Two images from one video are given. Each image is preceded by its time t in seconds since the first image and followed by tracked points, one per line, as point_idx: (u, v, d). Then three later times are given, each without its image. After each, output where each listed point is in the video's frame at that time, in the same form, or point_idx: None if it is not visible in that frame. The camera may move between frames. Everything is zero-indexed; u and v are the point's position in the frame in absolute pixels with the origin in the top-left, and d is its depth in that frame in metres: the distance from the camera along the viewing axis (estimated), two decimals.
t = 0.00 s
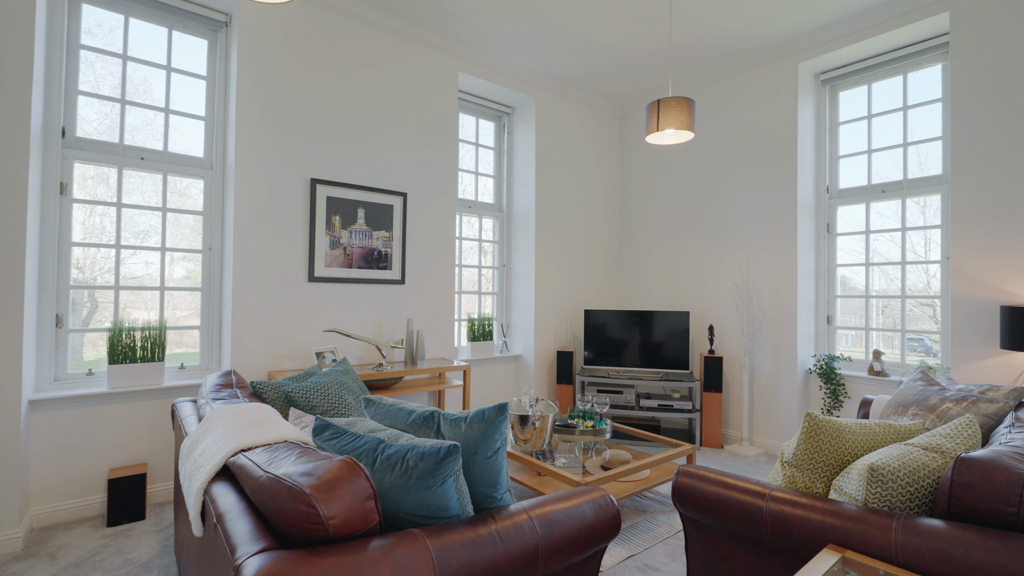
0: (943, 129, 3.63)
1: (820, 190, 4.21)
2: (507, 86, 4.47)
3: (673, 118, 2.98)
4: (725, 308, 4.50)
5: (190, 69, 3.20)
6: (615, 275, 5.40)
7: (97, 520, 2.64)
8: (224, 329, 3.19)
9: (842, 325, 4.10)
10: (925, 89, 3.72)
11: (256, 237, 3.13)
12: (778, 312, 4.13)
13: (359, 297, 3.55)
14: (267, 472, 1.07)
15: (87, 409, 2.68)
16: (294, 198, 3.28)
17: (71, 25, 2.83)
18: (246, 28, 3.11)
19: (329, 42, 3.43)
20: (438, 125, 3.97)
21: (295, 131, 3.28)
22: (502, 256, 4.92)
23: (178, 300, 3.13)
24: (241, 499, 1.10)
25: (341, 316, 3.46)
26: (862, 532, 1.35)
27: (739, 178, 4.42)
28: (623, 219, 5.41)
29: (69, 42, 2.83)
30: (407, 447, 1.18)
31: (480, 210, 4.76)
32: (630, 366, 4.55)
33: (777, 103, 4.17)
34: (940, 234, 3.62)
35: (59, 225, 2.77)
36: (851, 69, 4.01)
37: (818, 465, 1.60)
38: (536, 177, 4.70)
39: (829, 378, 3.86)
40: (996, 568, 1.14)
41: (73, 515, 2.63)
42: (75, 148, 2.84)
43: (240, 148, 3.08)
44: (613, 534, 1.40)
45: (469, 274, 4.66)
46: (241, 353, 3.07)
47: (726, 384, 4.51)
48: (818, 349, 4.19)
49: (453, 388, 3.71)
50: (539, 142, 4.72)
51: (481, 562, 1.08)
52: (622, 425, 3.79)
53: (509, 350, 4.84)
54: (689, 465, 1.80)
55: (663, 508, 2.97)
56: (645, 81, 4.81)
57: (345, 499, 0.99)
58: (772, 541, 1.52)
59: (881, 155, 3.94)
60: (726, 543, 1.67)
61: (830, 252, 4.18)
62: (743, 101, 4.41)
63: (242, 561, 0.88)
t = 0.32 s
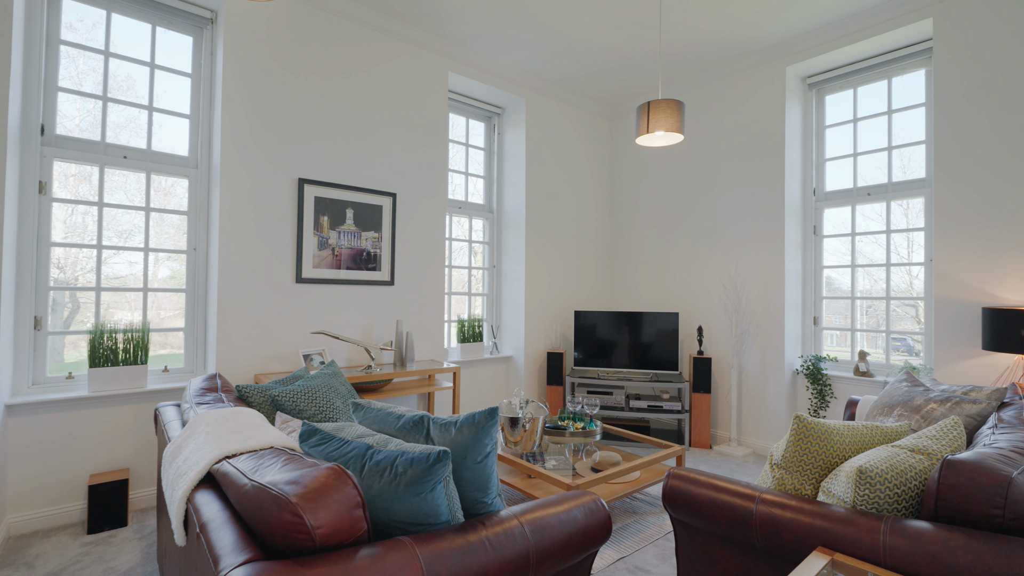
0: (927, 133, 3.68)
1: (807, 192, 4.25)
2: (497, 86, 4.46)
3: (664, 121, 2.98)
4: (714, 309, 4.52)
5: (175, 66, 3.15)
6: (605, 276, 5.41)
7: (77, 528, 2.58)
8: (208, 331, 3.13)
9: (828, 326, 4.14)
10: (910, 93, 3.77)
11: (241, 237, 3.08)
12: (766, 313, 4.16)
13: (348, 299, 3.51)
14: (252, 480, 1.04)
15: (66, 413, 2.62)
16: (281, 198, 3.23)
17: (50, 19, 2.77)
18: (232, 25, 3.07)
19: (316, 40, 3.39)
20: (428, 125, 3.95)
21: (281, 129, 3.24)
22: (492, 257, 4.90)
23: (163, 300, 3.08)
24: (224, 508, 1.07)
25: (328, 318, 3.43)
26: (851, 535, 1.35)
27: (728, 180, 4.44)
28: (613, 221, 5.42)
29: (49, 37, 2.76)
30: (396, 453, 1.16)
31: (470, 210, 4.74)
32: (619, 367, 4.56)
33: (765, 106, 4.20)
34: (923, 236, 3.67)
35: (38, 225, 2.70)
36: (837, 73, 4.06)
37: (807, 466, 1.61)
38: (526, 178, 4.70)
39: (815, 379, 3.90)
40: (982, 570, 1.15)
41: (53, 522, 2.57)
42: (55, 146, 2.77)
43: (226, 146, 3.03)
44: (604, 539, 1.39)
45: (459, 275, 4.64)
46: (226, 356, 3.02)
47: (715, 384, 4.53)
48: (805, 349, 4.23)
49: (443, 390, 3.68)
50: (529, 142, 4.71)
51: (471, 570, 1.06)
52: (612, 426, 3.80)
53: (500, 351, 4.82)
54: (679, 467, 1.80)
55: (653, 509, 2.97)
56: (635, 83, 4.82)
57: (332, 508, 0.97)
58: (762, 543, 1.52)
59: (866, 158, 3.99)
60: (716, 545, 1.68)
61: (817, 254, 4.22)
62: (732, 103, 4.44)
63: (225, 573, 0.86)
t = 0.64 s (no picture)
0: (911, 137, 3.73)
1: (795, 194, 4.29)
2: (487, 87, 4.44)
3: (654, 122, 2.99)
4: (703, 310, 4.55)
5: (159, 63, 3.09)
6: (595, 276, 5.42)
7: (57, 535, 2.52)
8: (194, 334, 3.08)
9: (815, 327, 4.18)
10: (895, 97, 3.82)
11: (227, 237, 3.03)
12: (754, 314, 4.19)
13: (336, 300, 3.48)
14: (238, 488, 1.02)
15: (46, 418, 2.56)
16: (268, 198, 3.19)
17: (29, 14, 2.71)
18: (218, 22, 3.02)
19: (304, 38, 3.35)
20: (418, 125, 3.92)
21: (269, 128, 3.19)
22: (482, 258, 4.89)
23: (148, 300, 3.03)
24: (209, 517, 1.05)
25: (317, 319, 3.39)
26: (840, 537, 1.36)
27: (717, 182, 4.47)
28: (604, 221, 5.43)
29: (28, 32, 2.70)
30: (386, 459, 1.14)
31: (460, 211, 4.71)
32: (609, 368, 4.57)
33: (754, 108, 4.23)
34: (907, 239, 3.72)
35: (16, 225, 2.64)
36: (824, 77, 4.10)
37: (796, 468, 1.62)
38: (517, 179, 4.69)
39: (803, 380, 3.93)
40: (969, 571, 1.16)
41: (32, 529, 2.52)
42: (34, 144, 2.71)
43: (211, 145, 2.98)
44: (595, 543, 1.38)
45: (450, 275, 4.61)
46: (211, 358, 2.97)
47: (704, 385, 4.55)
48: (792, 350, 4.26)
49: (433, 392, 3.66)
50: (520, 143, 4.71)
51: None
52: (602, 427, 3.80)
53: (490, 352, 4.81)
54: (670, 470, 1.80)
55: (643, 510, 2.98)
56: (625, 85, 4.83)
57: (319, 517, 0.95)
58: (752, 546, 1.53)
59: (853, 161, 4.04)
60: (707, 548, 1.68)
61: (804, 256, 4.25)
62: (721, 106, 4.46)
63: None
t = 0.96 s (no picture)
0: (897, 140, 3.78)
1: (784, 196, 4.32)
2: (478, 87, 4.43)
3: (645, 124, 2.99)
4: (693, 311, 4.57)
5: (144, 60, 3.04)
6: (586, 277, 5.43)
7: (38, 542, 2.47)
8: (179, 335, 3.03)
9: (803, 327, 4.21)
10: (882, 101, 3.86)
11: (214, 237, 2.99)
12: (744, 315, 4.22)
13: (325, 301, 3.44)
14: (224, 497, 1.00)
15: (27, 422, 2.50)
16: (256, 198, 3.15)
17: (9, 9, 2.64)
18: (204, 19, 2.97)
19: (293, 36, 3.31)
20: (408, 125, 3.90)
21: (256, 127, 3.15)
22: (473, 258, 4.87)
23: (133, 300, 2.98)
24: (194, 526, 1.03)
25: (305, 321, 3.35)
26: (830, 540, 1.37)
27: (707, 183, 4.49)
28: (595, 222, 5.43)
29: (8, 28, 2.64)
30: (375, 465, 1.13)
31: (451, 211, 4.69)
32: (600, 368, 4.57)
33: (743, 111, 4.26)
34: (893, 241, 3.76)
35: None
36: (812, 80, 4.13)
37: (786, 470, 1.62)
38: (508, 179, 4.68)
39: (791, 380, 3.96)
40: (956, 573, 1.17)
41: (11, 536, 2.46)
42: (14, 142, 2.65)
43: (197, 143, 2.93)
44: (586, 547, 1.38)
45: (440, 276, 4.59)
46: (198, 360, 2.93)
47: (694, 386, 4.57)
48: (781, 351, 4.29)
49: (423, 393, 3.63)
50: (511, 143, 4.70)
51: None
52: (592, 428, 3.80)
53: (481, 353, 4.79)
54: (662, 472, 1.81)
55: (634, 511, 2.98)
56: (616, 86, 4.84)
57: (307, 525, 0.93)
58: (743, 548, 1.53)
59: (840, 164, 4.08)
60: (697, 550, 1.68)
61: (793, 257, 4.29)
62: (711, 108, 4.48)
63: None
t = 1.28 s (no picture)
0: (884, 143, 3.82)
1: (773, 198, 4.35)
2: (469, 87, 4.41)
3: (637, 126, 2.99)
4: (683, 312, 4.58)
5: (129, 57, 2.99)
6: (577, 278, 5.43)
7: (18, 549, 2.41)
8: (165, 337, 2.99)
9: (792, 328, 4.24)
10: (869, 104, 3.90)
11: (201, 237, 2.95)
12: (734, 316, 4.25)
13: (315, 302, 3.41)
14: (209, 505, 0.98)
15: (7, 427, 2.44)
16: (244, 198, 3.11)
17: None
18: (191, 16, 2.93)
19: (282, 34, 3.27)
20: (399, 124, 3.87)
21: (245, 126, 3.11)
22: (464, 259, 4.85)
23: (119, 300, 2.93)
24: (179, 535, 1.00)
25: (295, 322, 3.32)
26: (820, 542, 1.37)
27: (698, 185, 4.51)
28: (586, 223, 5.44)
29: None
30: (365, 471, 1.11)
31: (442, 212, 4.67)
32: (591, 369, 4.57)
33: (733, 113, 4.29)
34: (880, 242, 3.81)
35: None
36: (801, 83, 4.17)
37: (776, 472, 1.63)
38: (499, 179, 4.66)
39: (780, 380, 3.99)
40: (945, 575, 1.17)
41: None
42: None
43: (184, 142, 2.89)
44: (579, 551, 1.37)
45: (432, 277, 4.56)
46: (184, 362, 2.88)
47: (685, 386, 4.59)
48: (770, 351, 4.32)
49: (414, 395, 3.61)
50: (502, 144, 4.69)
51: None
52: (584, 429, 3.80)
53: (472, 354, 4.77)
54: (653, 474, 1.81)
55: (625, 512, 2.98)
56: (608, 88, 4.85)
57: (295, 534, 0.92)
58: (735, 550, 1.53)
59: (828, 166, 4.11)
60: (689, 552, 1.69)
61: (782, 258, 4.32)
62: (701, 110, 4.51)
63: None
